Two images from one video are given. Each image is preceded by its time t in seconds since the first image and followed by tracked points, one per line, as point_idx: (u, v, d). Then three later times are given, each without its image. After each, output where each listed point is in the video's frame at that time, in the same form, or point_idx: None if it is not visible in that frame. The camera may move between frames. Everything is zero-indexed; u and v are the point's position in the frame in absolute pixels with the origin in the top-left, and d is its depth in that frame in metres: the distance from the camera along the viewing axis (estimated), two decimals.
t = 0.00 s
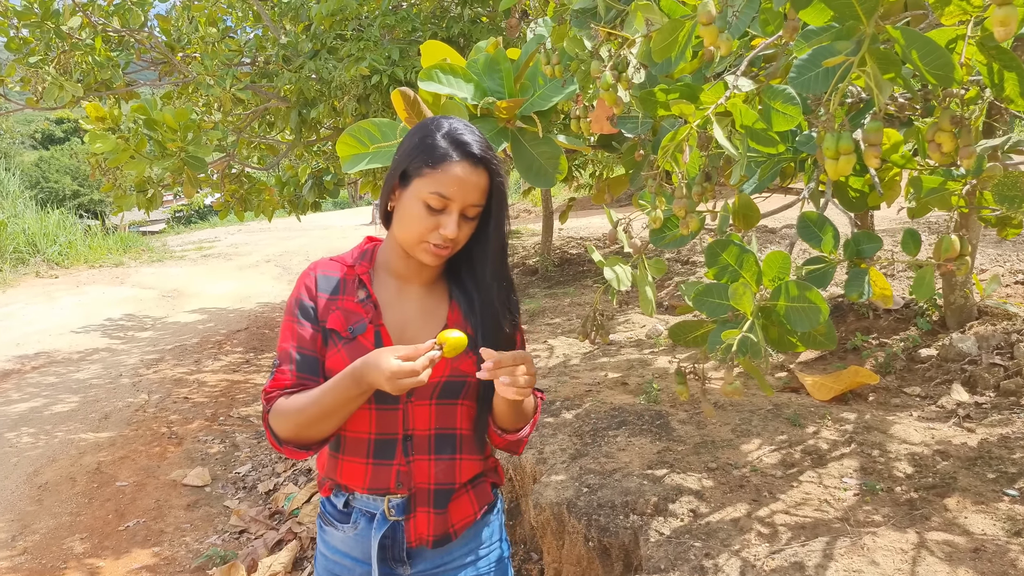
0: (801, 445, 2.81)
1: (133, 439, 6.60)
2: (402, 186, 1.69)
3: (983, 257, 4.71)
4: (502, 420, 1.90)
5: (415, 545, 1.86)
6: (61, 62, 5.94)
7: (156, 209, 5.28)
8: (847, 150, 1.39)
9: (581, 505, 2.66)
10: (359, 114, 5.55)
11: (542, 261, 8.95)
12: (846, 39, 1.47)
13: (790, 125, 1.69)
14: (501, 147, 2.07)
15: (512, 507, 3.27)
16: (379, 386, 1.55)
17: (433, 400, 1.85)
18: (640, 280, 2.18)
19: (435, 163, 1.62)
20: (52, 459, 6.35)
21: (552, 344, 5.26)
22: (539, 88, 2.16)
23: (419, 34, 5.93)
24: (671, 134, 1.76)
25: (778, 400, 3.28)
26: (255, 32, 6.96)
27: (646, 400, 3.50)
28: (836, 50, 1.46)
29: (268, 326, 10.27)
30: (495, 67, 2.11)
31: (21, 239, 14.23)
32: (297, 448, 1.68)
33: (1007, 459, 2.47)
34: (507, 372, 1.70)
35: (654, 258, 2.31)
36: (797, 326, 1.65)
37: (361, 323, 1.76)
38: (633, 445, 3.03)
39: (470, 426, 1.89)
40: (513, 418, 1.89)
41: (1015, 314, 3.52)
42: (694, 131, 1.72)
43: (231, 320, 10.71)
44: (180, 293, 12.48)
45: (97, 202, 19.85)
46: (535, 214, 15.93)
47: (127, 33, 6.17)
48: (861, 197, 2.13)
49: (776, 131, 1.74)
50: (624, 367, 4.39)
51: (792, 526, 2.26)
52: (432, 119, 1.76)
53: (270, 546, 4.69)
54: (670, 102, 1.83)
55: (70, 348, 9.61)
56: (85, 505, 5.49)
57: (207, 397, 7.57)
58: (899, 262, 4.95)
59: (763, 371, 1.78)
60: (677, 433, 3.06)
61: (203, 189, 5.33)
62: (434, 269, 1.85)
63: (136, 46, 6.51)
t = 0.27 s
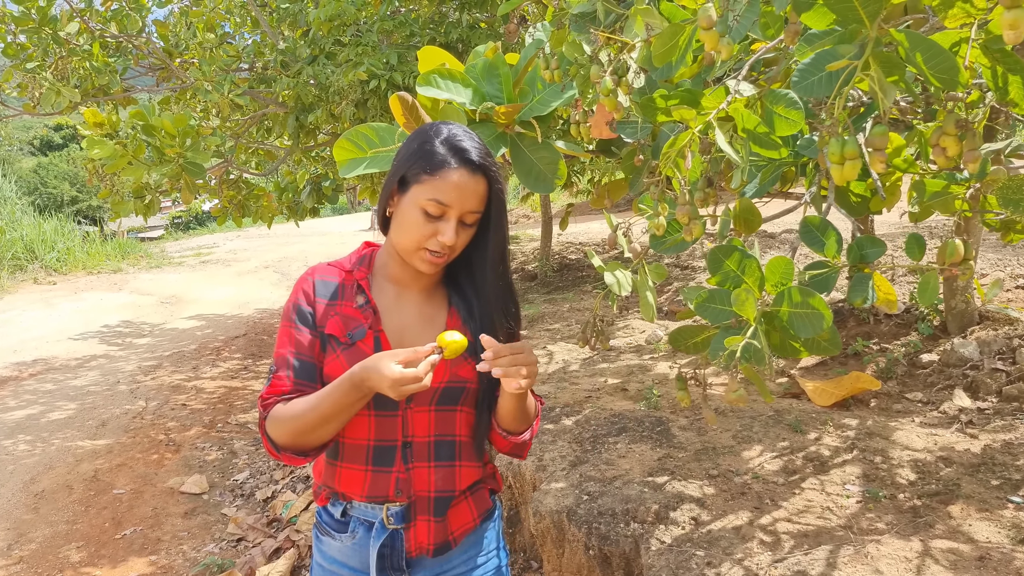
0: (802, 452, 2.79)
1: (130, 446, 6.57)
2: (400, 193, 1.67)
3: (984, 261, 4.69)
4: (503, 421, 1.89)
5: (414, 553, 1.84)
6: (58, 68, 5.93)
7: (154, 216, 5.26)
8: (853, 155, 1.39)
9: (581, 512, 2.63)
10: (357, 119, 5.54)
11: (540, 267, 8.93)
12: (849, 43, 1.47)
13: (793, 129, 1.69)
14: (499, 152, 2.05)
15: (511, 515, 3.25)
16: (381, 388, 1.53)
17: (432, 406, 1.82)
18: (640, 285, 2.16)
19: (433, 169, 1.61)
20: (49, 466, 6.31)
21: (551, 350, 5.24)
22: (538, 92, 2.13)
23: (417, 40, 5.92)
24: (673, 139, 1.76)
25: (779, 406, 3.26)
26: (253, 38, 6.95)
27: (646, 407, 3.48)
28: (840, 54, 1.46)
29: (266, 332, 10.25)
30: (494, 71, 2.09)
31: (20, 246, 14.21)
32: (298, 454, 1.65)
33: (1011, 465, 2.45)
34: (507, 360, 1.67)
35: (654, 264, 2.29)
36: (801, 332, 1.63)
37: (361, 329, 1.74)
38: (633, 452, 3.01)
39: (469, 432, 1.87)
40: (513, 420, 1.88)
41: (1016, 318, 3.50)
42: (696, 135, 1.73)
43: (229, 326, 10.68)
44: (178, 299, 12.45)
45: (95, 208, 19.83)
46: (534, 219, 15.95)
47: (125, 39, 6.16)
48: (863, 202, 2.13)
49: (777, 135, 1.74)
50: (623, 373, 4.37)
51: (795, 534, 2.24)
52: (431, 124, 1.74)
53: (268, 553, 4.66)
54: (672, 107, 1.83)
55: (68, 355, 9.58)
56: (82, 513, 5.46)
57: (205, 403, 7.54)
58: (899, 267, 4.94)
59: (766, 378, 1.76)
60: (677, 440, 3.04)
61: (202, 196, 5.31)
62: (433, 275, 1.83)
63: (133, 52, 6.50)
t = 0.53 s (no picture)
0: (806, 455, 2.75)
1: (129, 451, 6.53)
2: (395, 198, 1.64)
3: (986, 262, 4.66)
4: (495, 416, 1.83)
5: (415, 559, 1.80)
6: (55, 71, 5.91)
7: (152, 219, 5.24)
8: (859, 155, 1.36)
9: (583, 517, 2.59)
10: (355, 121, 5.52)
11: (540, 269, 8.90)
12: (855, 41, 1.45)
13: (797, 128, 1.65)
14: (497, 156, 2.02)
15: (512, 519, 3.21)
16: (378, 367, 1.49)
17: (433, 409, 1.80)
18: (641, 287, 2.12)
19: (426, 171, 1.57)
20: (48, 471, 6.28)
21: (551, 353, 5.21)
22: (537, 94, 2.10)
23: (415, 41, 5.90)
24: (675, 138, 1.72)
25: (782, 408, 3.23)
26: (250, 41, 6.93)
27: (647, 410, 3.44)
28: (845, 52, 1.44)
29: (265, 336, 10.21)
30: (492, 73, 2.05)
31: (18, 250, 14.18)
32: (295, 451, 1.63)
33: (1018, 469, 2.42)
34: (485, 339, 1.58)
35: (655, 265, 2.26)
36: (805, 333, 1.59)
37: (360, 332, 1.70)
38: (635, 456, 2.97)
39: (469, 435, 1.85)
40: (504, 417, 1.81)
41: (1020, 319, 3.47)
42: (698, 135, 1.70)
43: (228, 330, 10.65)
44: (177, 303, 12.42)
45: (94, 212, 19.82)
46: (533, 221, 15.93)
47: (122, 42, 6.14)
48: (868, 202, 2.14)
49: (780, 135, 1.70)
50: (624, 376, 4.34)
51: (800, 539, 2.20)
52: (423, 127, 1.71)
53: (267, 558, 4.62)
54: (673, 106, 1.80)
55: (67, 359, 9.54)
56: (81, 518, 5.42)
57: (204, 407, 7.50)
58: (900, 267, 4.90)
59: (769, 380, 1.74)
60: (679, 443, 3.01)
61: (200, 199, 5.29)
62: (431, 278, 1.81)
63: (131, 56, 6.48)
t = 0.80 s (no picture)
0: (810, 458, 2.72)
1: (128, 452, 6.50)
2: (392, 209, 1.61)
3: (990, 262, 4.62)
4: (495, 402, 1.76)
5: (415, 564, 1.78)
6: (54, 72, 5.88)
7: (151, 220, 5.20)
8: (868, 151, 1.32)
9: (584, 521, 2.55)
10: (354, 122, 5.49)
11: (540, 269, 8.86)
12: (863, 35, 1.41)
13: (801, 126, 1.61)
14: (498, 155, 1.98)
15: (512, 523, 3.18)
16: (371, 319, 1.48)
17: (431, 415, 1.76)
18: (643, 289, 2.09)
19: (418, 179, 1.54)
20: (46, 473, 6.25)
21: (552, 354, 5.18)
22: (536, 92, 2.08)
23: (414, 41, 5.86)
24: (677, 135, 1.68)
25: (785, 411, 3.19)
26: (249, 42, 6.90)
27: (649, 412, 3.41)
28: (854, 46, 1.40)
29: (265, 337, 10.18)
30: (492, 71, 2.03)
31: (18, 251, 14.16)
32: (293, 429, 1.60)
33: None
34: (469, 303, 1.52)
35: (658, 266, 2.21)
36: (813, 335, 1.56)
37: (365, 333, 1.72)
38: (636, 459, 2.94)
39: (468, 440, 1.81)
40: (502, 397, 1.73)
41: None
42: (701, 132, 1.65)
43: (228, 331, 10.61)
44: (177, 304, 12.38)
45: (94, 213, 19.80)
46: (533, 221, 15.89)
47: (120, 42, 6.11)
48: (873, 201, 2.10)
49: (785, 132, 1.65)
50: (625, 377, 4.30)
51: (805, 544, 2.17)
52: (417, 136, 1.68)
53: (266, 561, 4.59)
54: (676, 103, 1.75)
55: (66, 360, 9.51)
56: (79, 520, 5.39)
57: (204, 409, 7.47)
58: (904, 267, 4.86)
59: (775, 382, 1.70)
60: (682, 446, 2.97)
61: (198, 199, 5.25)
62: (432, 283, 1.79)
63: (129, 56, 6.45)
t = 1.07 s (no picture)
0: (816, 462, 2.68)
1: (129, 453, 6.47)
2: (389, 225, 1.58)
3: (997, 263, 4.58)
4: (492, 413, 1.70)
5: (420, 567, 1.79)
6: (54, 70, 5.85)
7: (151, 220, 5.18)
8: (882, 147, 1.29)
9: (587, 525, 2.52)
10: (355, 121, 5.46)
11: (541, 269, 8.82)
12: (876, 29, 1.38)
13: (811, 123, 1.57)
14: (500, 156, 1.95)
15: (514, 526, 3.14)
16: (362, 329, 1.48)
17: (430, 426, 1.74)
18: (647, 290, 2.05)
19: (411, 196, 1.49)
20: (47, 473, 6.22)
21: (554, 355, 5.14)
22: (539, 92, 2.05)
23: (415, 40, 5.83)
24: (684, 133, 1.64)
25: (790, 413, 3.15)
26: (250, 41, 6.86)
27: (652, 414, 3.38)
28: (866, 40, 1.37)
29: (266, 337, 10.15)
30: (493, 71, 2.00)
31: (20, 251, 14.14)
32: (285, 438, 1.60)
33: None
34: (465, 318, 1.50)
35: (662, 266, 2.17)
36: (821, 337, 1.51)
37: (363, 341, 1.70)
38: (640, 462, 2.90)
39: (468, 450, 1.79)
40: (498, 409, 1.67)
41: None
42: (709, 130, 1.61)
43: (229, 331, 10.58)
44: (178, 304, 12.36)
45: (96, 213, 19.78)
46: (535, 221, 15.85)
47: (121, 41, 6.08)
48: (882, 201, 2.07)
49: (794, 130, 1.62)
50: (628, 379, 4.27)
51: (812, 550, 2.14)
52: (411, 144, 1.62)
53: (266, 562, 4.55)
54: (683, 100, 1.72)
55: (67, 360, 9.49)
56: (79, 521, 5.36)
57: (204, 409, 7.44)
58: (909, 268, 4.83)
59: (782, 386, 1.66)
60: (686, 448, 2.94)
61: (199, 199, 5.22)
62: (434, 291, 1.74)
63: (130, 55, 6.42)
